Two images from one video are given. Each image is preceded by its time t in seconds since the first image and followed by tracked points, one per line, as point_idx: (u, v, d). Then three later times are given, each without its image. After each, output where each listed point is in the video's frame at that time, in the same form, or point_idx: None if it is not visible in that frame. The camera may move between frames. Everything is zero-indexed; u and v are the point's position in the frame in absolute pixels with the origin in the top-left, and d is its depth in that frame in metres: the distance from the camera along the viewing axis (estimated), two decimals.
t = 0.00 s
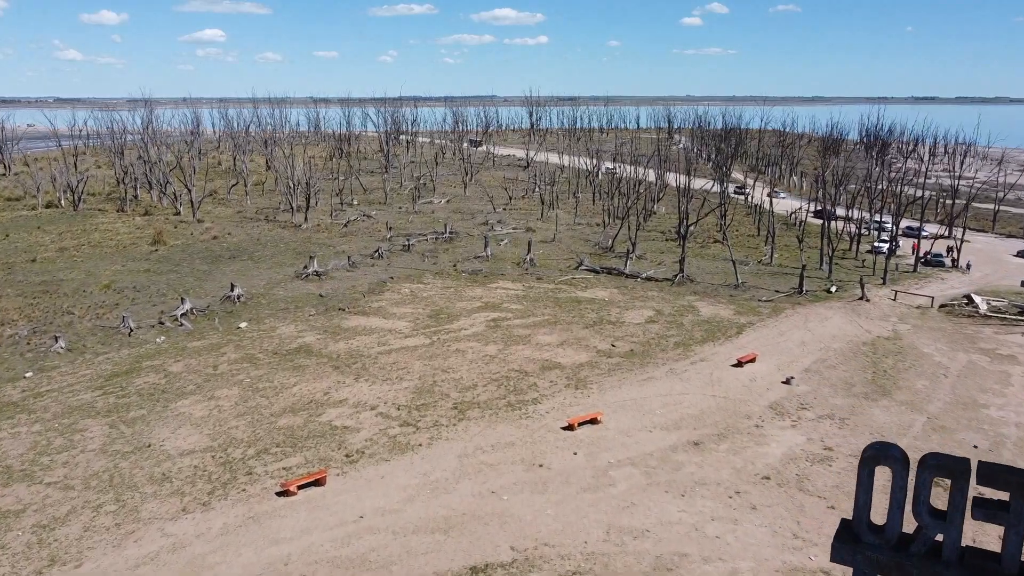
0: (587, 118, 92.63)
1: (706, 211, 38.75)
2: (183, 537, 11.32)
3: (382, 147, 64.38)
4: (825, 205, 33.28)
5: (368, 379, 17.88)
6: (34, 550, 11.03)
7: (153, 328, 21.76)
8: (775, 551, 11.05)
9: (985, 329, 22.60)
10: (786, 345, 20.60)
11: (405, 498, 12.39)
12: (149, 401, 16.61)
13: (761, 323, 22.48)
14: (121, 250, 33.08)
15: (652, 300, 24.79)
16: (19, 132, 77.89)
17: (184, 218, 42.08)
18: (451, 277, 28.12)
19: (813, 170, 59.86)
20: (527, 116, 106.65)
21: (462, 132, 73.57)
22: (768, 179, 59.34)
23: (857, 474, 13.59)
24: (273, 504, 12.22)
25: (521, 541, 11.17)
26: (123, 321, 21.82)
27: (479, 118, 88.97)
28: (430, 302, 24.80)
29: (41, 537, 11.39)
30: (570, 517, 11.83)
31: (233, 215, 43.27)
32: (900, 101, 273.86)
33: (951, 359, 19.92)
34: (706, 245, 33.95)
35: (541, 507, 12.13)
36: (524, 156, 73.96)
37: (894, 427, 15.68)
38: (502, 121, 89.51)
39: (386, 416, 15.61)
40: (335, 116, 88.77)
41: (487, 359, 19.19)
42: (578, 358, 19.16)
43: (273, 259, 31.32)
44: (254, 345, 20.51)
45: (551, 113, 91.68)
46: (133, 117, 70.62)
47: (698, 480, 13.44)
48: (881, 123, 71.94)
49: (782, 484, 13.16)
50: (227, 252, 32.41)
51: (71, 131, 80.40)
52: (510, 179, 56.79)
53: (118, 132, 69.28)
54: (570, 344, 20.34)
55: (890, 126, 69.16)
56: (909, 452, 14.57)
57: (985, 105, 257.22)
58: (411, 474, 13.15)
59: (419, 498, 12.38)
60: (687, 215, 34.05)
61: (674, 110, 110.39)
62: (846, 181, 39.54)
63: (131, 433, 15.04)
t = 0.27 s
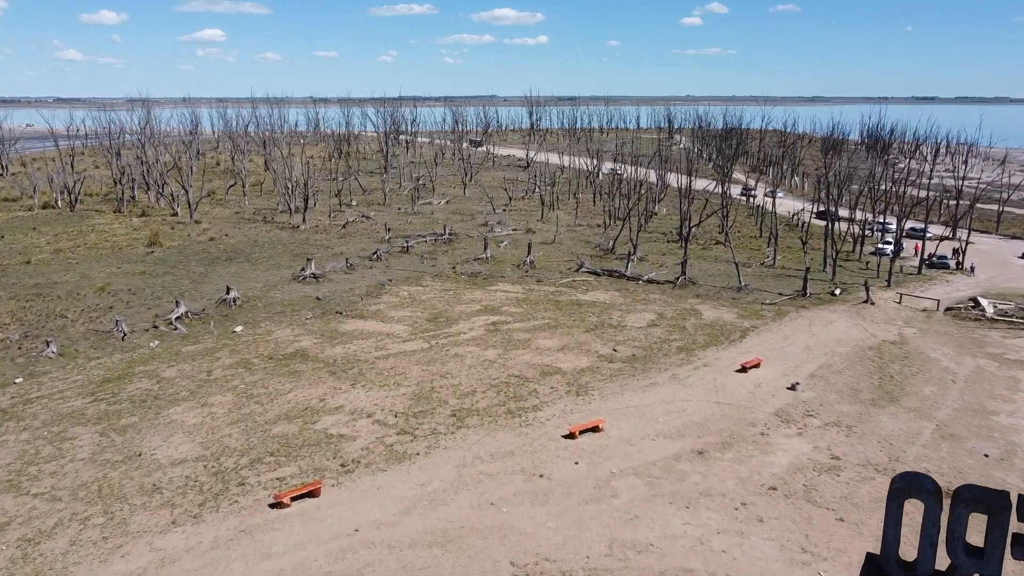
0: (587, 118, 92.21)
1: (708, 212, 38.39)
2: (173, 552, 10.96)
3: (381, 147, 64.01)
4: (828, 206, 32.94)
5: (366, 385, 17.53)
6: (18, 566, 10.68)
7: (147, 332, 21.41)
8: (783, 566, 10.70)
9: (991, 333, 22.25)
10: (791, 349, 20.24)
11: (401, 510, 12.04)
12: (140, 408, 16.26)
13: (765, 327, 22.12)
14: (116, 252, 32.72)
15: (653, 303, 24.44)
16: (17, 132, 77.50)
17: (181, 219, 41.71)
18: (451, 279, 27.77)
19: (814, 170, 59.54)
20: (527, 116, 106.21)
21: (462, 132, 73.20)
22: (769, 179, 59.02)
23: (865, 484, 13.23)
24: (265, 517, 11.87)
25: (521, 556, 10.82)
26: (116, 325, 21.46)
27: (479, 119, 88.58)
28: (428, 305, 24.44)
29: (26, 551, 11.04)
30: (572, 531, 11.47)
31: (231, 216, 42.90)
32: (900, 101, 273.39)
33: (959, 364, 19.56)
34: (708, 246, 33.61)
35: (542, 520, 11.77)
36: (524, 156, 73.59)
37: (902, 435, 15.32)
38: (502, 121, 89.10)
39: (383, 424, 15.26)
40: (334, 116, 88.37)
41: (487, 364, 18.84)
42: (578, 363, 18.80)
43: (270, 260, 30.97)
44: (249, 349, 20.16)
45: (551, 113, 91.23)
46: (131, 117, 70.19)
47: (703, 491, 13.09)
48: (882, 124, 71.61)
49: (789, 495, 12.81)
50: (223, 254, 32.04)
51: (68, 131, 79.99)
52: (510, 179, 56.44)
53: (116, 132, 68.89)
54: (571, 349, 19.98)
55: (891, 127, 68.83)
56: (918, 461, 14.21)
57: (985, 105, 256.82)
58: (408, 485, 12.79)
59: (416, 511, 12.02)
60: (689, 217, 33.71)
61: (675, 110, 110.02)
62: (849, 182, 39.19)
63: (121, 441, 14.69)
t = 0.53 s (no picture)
0: (588, 118, 91.80)
1: (710, 213, 38.05)
2: (162, 567, 10.61)
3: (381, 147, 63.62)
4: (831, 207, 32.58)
5: (363, 391, 17.16)
6: None
7: (141, 336, 21.05)
8: None
9: (999, 337, 21.89)
10: (795, 354, 19.90)
11: (398, 522, 11.69)
12: (132, 415, 15.90)
13: (769, 331, 21.76)
14: (111, 254, 32.34)
15: (655, 307, 24.07)
16: (15, 132, 77.10)
17: (178, 220, 41.34)
18: (450, 282, 27.41)
19: (816, 171, 59.19)
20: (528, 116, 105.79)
21: (462, 132, 72.84)
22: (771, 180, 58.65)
23: (875, 495, 12.89)
24: (258, 530, 11.51)
25: (522, 572, 10.46)
26: (110, 329, 21.10)
27: (479, 119, 88.19)
28: (427, 308, 24.09)
29: (10, 567, 10.69)
30: (574, 545, 11.11)
31: (229, 217, 42.53)
32: (901, 100, 272.96)
33: (967, 369, 19.20)
34: (710, 248, 33.24)
35: (543, 534, 11.42)
36: (524, 156, 73.20)
37: (911, 443, 14.97)
38: (502, 121, 88.71)
39: (381, 432, 14.89)
40: (333, 116, 88.01)
41: (486, 369, 18.47)
42: (580, 369, 18.44)
43: (268, 262, 30.61)
44: (244, 354, 19.80)
45: (551, 113, 90.81)
46: (129, 116, 69.78)
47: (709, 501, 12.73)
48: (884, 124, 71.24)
49: (797, 506, 12.45)
50: (220, 256, 31.68)
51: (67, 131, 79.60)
52: (510, 180, 56.07)
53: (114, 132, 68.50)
54: (572, 353, 19.63)
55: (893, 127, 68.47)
56: (928, 470, 13.86)
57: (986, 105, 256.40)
58: (406, 496, 12.44)
59: (414, 523, 11.67)
60: (691, 218, 33.35)
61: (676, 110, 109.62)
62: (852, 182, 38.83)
63: (112, 450, 14.32)
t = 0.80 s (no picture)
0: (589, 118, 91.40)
1: (712, 215, 37.70)
2: None
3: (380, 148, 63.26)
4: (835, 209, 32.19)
5: (360, 397, 16.81)
6: None
7: (135, 340, 20.70)
8: None
9: (1007, 341, 21.54)
10: (800, 358, 19.55)
11: (395, 535, 11.34)
12: (124, 422, 15.54)
13: (774, 335, 21.41)
14: (107, 256, 31.99)
15: (658, 310, 23.71)
16: (13, 132, 76.79)
17: (175, 221, 40.99)
18: (449, 284, 27.06)
19: (818, 171, 58.82)
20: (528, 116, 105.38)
21: (462, 132, 72.44)
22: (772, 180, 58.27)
23: (885, 506, 12.53)
24: (250, 543, 11.15)
25: None
26: (103, 333, 20.75)
27: (479, 119, 87.81)
28: (426, 311, 23.73)
29: None
30: (576, 559, 10.76)
31: (227, 218, 42.19)
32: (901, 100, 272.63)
33: (975, 374, 18.84)
34: (713, 250, 32.87)
35: (544, 547, 11.07)
36: (524, 156, 72.81)
37: (921, 451, 14.61)
38: (502, 121, 88.31)
39: (378, 440, 14.54)
40: (333, 116, 87.62)
41: (486, 375, 18.12)
42: (581, 374, 18.08)
43: (265, 264, 30.26)
44: (240, 358, 19.45)
45: (552, 113, 90.39)
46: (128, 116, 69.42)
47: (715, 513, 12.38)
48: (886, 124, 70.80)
49: (806, 518, 12.10)
50: (217, 258, 31.34)
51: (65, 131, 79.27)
52: (510, 180, 55.67)
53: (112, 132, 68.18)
54: (573, 358, 19.28)
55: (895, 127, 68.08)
56: (939, 480, 13.51)
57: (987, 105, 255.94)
58: (402, 508, 12.09)
59: (411, 537, 11.31)
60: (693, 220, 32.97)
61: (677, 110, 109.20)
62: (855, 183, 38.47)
63: (102, 459, 13.97)
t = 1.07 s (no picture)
0: (589, 119, 90.97)
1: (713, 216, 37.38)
2: None
3: (379, 148, 62.93)
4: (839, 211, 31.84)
5: (358, 404, 16.46)
6: None
7: (128, 344, 20.34)
8: None
9: (1016, 345, 21.18)
10: (806, 363, 19.19)
11: (391, 550, 10.99)
12: (115, 430, 15.19)
13: (778, 339, 21.04)
14: (103, 257, 31.65)
15: (660, 313, 23.36)
16: (10, 133, 76.43)
17: (172, 222, 40.64)
18: (448, 287, 26.70)
19: (820, 172, 58.48)
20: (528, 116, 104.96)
21: (461, 132, 72.12)
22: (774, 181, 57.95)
23: (895, 518, 12.18)
24: (241, 558, 10.79)
25: None
26: (96, 338, 20.38)
27: (479, 119, 87.44)
28: (424, 315, 23.38)
29: None
30: None
31: (224, 219, 41.84)
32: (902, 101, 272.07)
33: (984, 379, 18.49)
34: (715, 252, 32.52)
35: (545, 562, 10.71)
36: (524, 157, 72.48)
37: (931, 460, 14.26)
38: (503, 121, 87.92)
39: (375, 449, 14.18)
40: (333, 116, 87.22)
41: (486, 380, 17.77)
42: (582, 380, 17.74)
43: (262, 266, 29.92)
44: (235, 363, 19.10)
45: (552, 113, 89.98)
46: (126, 116, 69.01)
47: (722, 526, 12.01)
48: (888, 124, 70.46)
49: (814, 531, 11.74)
50: (214, 260, 31.00)
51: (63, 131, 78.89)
52: (510, 181, 55.32)
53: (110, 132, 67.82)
54: (574, 363, 18.93)
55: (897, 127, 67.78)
56: (950, 490, 13.15)
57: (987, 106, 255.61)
58: (399, 521, 11.74)
59: (408, 551, 10.97)
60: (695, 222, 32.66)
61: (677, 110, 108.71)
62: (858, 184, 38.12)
63: (91, 468, 13.60)
